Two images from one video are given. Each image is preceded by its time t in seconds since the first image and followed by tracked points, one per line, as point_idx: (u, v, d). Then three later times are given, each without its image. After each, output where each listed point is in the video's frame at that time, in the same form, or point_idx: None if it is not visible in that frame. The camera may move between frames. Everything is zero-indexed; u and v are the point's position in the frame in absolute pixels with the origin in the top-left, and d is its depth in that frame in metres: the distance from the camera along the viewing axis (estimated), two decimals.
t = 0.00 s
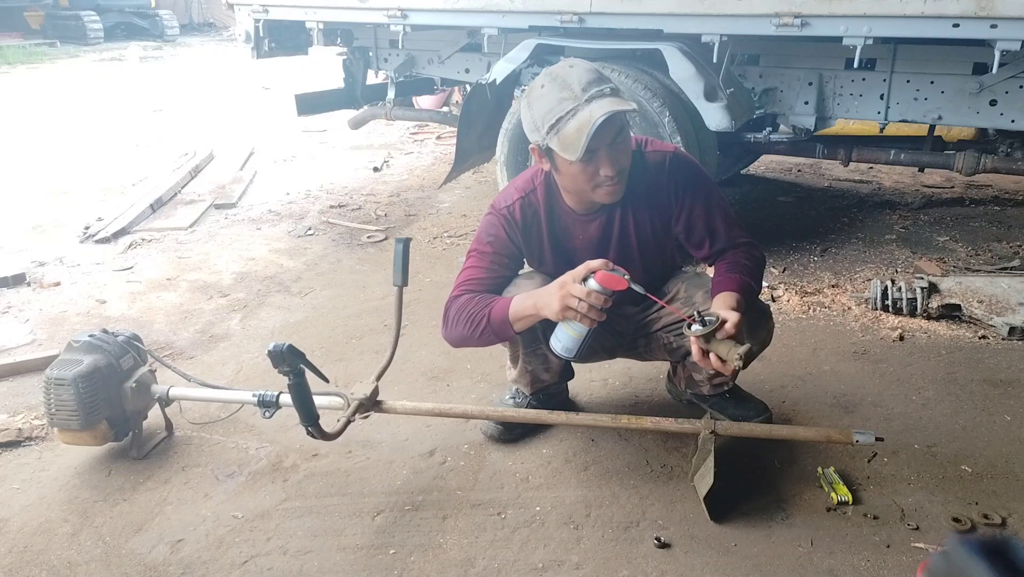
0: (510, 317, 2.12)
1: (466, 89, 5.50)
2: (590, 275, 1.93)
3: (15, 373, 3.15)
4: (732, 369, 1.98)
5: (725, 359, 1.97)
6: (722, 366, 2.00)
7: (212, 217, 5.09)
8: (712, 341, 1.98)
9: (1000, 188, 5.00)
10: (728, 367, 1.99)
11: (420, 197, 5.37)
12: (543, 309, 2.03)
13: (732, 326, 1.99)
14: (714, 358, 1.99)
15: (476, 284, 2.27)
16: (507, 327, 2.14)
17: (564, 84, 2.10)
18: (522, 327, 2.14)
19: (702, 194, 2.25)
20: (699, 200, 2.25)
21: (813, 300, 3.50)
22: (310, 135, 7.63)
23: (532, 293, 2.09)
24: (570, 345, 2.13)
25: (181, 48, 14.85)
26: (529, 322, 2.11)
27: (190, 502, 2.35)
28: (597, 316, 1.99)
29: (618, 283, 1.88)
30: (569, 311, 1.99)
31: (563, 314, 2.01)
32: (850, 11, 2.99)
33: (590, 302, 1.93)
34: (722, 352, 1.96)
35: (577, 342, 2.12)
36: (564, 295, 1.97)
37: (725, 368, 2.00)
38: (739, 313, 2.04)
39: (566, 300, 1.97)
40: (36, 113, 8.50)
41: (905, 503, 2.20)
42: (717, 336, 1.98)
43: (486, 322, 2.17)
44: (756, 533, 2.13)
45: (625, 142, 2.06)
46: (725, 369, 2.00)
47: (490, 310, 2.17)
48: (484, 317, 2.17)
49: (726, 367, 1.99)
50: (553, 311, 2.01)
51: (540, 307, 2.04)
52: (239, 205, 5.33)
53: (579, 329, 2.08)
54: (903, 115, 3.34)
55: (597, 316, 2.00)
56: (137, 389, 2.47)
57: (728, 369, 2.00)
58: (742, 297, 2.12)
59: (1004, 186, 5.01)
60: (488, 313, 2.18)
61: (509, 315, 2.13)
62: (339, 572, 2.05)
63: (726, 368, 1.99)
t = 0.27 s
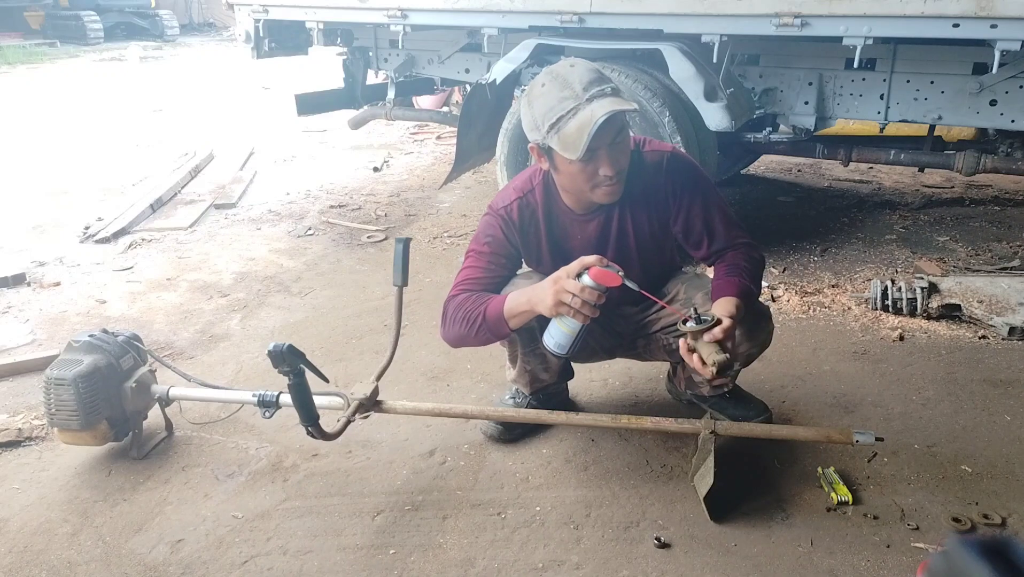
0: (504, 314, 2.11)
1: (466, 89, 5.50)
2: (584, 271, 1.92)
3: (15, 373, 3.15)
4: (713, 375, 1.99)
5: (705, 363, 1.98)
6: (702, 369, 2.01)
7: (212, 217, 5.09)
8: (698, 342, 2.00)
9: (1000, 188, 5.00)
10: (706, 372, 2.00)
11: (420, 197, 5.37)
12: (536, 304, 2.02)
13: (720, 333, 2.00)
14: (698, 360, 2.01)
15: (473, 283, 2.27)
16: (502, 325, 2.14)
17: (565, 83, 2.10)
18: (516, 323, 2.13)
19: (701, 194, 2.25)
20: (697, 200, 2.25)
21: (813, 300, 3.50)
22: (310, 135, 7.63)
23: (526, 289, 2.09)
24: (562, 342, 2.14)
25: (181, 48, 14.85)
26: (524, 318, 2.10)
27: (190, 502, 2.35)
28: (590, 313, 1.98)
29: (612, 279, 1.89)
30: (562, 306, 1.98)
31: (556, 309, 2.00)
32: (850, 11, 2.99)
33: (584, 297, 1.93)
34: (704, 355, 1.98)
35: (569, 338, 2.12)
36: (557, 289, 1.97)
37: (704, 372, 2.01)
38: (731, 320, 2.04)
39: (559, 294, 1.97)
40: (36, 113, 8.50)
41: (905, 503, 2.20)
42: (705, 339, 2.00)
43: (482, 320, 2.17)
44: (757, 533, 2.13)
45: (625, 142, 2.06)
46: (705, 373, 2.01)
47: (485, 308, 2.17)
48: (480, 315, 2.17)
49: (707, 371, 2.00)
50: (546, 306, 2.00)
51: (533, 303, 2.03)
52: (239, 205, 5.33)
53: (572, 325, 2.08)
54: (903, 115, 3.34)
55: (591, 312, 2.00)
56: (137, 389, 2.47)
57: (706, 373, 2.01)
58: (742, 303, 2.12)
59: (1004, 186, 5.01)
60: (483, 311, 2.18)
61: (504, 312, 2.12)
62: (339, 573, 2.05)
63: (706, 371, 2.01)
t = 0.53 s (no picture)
0: (501, 312, 2.11)
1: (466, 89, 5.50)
2: (583, 270, 1.92)
3: (15, 373, 3.15)
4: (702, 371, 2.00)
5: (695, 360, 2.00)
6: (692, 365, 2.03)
7: (212, 217, 5.09)
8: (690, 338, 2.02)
9: (1000, 187, 5.00)
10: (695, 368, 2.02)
11: (420, 197, 5.37)
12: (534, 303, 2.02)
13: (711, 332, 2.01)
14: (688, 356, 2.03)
15: (472, 283, 2.27)
16: (498, 323, 2.14)
17: (568, 81, 2.10)
18: (513, 322, 2.12)
19: (700, 194, 2.25)
20: (696, 199, 2.24)
21: (813, 300, 3.50)
22: (310, 135, 7.63)
23: (523, 287, 2.08)
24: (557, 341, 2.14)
25: (181, 48, 14.85)
26: (521, 316, 2.10)
27: (190, 502, 2.35)
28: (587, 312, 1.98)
29: (609, 279, 1.89)
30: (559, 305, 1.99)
31: (553, 308, 2.00)
32: (850, 11, 2.99)
33: (581, 297, 1.93)
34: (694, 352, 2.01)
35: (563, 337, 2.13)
36: (555, 288, 1.97)
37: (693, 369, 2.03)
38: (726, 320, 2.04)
39: (557, 293, 1.97)
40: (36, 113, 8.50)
41: (906, 503, 2.20)
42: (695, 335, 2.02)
43: (479, 318, 2.17)
44: (757, 533, 2.12)
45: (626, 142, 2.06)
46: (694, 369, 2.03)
47: (482, 307, 2.17)
48: (477, 314, 2.17)
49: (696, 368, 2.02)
50: (543, 304, 2.00)
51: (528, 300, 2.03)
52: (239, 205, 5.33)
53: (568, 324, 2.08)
54: (903, 115, 3.34)
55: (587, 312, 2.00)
56: (137, 389, 2.47)
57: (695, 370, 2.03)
58: (742, 306, 2.12)
59: (1004, 186, 5.01)
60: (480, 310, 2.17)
61: (500, 310, 2.12)
62: (339, 573, 2.05)
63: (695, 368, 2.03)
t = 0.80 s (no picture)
0: (499, 311, 2.11)
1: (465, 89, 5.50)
2: (582, 271, 1.92)
3: (15, 373, 3.15)
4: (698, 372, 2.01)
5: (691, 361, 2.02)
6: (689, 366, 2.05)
7: (212, 217, 5.09)
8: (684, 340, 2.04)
9: (1000, 187, 5.00)
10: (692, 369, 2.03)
11: (420, 197, 5.37)
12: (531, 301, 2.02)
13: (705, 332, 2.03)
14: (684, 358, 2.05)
15: (471, 283, 2.27)
16: (496, 322, 2.14)
17: (573, 77, 2.10)
18: (511, 320, 2.12)
19: (699, 194, 2.24)
20: (695, 199, 2.24)
21: (813, 300, 3.50)
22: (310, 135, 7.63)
23: (521, 286, 2.08)
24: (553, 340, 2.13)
25: (181, 48, 14.85)
26: (518, 315, 2.10)
27: (190, 502, 2.35)
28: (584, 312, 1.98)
29: (608, 281, 1.88)
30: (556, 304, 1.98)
31: (550, 307, 1.99)
32: (850, 11, 2.99)
33: (579, 298, 1.93)
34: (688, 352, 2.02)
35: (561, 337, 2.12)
36: (553, 287, 1.96)
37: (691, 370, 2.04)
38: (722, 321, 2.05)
39: (554, 292, 1.97)
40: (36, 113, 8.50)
41: (906, 503, 2.20)
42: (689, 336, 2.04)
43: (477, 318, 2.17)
44: (757, 533, 2.12)
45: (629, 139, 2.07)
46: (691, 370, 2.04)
47: (480, 306, 2.17)
48: (475, 313, 2.17)
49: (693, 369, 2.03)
50: (541, 303, 1.99)
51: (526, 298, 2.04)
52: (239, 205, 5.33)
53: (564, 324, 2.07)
54: (903, 115, 3.34)
55: (584, 313, 2.00)
56: (137, 389, 2.47)
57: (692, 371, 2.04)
58: (742, 307, 2.12)
59: (1004, 186, 5.01)
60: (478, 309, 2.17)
61: (498, 309, 2.12)
62: (339, 572, 2.05)
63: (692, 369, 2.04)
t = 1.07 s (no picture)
0: (497, 311, 2.11)
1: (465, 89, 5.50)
2: (579, 271, 1.92)
3: (15, 373, 3.15)
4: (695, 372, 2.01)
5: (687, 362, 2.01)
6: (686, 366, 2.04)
7: (212, 217, 5.09)
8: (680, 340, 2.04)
9: (1000, 187, 5.00)
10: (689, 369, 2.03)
11: (420, 197, 5.37)
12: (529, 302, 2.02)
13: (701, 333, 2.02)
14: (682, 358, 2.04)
15: (469, 282, 2.27)
16: (495, 322, 2.14)
17: (580, 74, 2.11)
18: (509, 320, 2.12)
19: (699, 194, 2.24)
20: (695, 199, 2.24)
21: (813, 300, 3.50)
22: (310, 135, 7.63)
23: (518, 285, 2.08)
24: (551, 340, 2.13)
25: (181, 48, 14.85)
26: (514, 314, 2.10)
27: (190, 502, 2.35)
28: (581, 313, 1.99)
29: (605, 282, 1.88)
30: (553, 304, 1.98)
31: (547, 308, 2.00)
32: (850, 11, 2.99)
33: (577, 298, 1.93)
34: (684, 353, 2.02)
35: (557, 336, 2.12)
36: (550, 288, 1.96)
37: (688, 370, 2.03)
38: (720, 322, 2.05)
39: (551, 293, 1.97)
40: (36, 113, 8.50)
41: (905, 503, 2.20)
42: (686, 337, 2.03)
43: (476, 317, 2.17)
44: (756, 533, 2.12)
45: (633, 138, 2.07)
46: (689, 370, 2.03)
47: (479, 306, 2.17)
48: (473, 313, 2.17)
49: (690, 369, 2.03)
50: (538, 303, 2.00)
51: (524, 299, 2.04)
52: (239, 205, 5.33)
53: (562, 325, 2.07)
54: (903, 115, 3.34)
55: (582, 312, 2.00)
56: (137, 389, 2.47)
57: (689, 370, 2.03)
58: (741, 307, 2.12)
59: (1004, 186, 5.01)
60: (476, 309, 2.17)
61: (497, 309, 2.12)
62: (339, 572, 2.05)
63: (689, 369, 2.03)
